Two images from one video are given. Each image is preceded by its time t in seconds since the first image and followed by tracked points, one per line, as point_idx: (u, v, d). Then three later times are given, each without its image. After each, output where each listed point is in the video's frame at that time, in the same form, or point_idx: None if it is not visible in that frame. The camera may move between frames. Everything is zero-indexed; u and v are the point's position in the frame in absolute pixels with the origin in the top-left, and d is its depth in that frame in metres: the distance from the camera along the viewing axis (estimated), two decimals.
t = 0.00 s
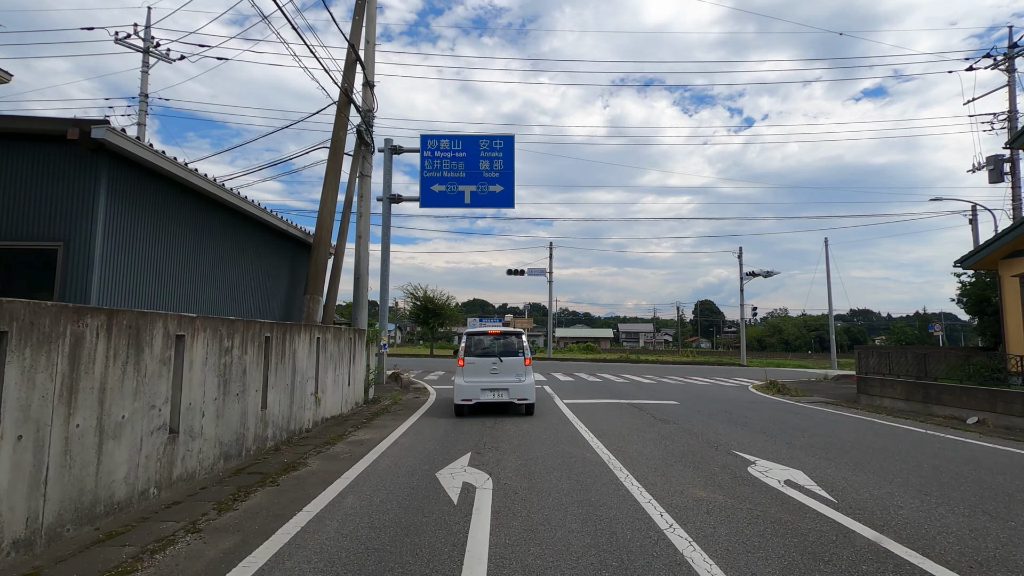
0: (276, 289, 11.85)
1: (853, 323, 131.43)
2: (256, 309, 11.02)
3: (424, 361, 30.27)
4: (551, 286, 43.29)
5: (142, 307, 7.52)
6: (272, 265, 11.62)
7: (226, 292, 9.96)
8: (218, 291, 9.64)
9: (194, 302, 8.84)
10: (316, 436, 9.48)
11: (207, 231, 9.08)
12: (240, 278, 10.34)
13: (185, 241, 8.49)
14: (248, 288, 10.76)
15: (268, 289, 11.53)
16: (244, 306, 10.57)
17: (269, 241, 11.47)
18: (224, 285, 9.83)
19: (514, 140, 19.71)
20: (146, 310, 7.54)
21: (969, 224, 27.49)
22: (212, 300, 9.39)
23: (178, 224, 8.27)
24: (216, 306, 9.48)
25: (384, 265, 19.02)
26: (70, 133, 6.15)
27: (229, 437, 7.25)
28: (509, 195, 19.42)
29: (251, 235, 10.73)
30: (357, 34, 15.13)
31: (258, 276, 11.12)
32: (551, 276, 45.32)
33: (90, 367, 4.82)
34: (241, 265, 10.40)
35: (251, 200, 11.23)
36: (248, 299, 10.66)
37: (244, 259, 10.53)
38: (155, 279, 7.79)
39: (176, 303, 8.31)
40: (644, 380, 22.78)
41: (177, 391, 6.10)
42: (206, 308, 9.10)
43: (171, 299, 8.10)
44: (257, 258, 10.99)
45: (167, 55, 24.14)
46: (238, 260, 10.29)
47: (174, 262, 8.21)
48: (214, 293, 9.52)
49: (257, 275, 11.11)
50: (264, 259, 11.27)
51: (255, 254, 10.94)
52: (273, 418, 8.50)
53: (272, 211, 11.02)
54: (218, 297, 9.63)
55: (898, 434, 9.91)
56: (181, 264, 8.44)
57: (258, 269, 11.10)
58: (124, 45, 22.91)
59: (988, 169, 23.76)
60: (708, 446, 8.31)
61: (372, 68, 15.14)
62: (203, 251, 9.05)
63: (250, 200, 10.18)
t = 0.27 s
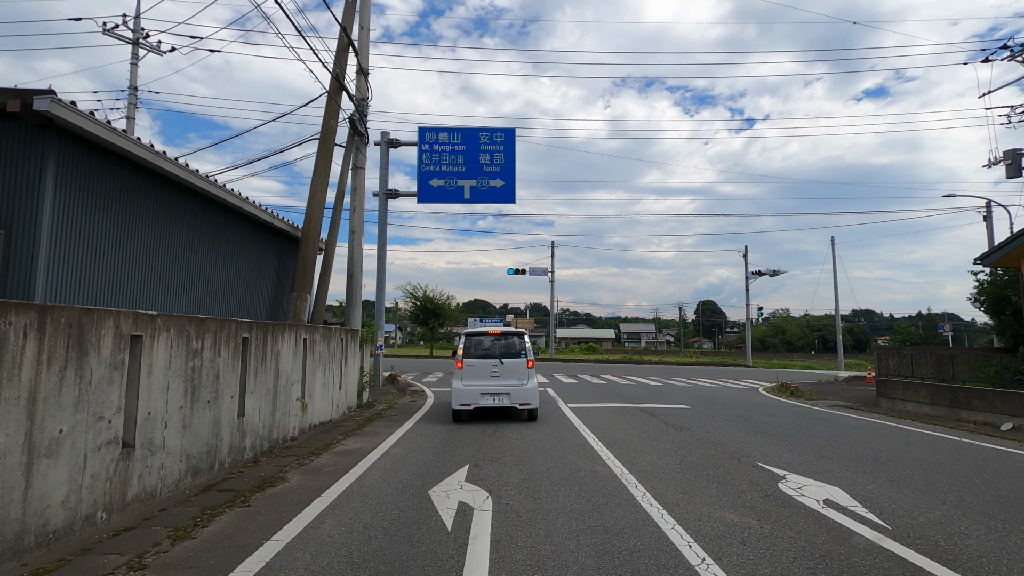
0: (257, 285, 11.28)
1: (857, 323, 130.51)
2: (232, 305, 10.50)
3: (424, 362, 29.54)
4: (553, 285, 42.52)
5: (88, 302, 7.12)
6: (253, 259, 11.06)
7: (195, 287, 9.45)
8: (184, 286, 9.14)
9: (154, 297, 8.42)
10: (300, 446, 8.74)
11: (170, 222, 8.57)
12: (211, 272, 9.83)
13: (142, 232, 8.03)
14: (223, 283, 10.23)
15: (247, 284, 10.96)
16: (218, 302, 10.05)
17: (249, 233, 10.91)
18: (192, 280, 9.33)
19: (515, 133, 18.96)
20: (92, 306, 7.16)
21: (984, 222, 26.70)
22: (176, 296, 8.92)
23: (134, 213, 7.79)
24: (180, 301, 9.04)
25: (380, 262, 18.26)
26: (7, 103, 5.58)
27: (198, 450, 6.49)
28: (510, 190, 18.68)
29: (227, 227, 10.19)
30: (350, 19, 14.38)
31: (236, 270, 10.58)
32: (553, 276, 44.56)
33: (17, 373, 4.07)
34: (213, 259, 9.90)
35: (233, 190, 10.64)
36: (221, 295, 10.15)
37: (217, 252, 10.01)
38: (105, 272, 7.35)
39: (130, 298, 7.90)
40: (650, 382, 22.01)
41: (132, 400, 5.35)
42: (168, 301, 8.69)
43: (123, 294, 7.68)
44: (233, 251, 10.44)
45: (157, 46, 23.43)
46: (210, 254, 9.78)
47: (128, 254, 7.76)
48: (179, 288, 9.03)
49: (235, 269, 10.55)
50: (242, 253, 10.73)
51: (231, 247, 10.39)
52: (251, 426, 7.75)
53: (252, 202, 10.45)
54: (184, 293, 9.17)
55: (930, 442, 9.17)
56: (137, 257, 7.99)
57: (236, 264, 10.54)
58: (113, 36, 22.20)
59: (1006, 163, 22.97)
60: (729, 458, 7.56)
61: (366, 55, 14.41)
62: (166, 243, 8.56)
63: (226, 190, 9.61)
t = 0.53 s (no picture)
0: (247, 281, 10.73)
1: (860, 322, 129.72)
2: (220, 303, 9.97)
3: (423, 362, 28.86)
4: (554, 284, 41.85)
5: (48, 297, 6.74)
6: (243, 255, 10.52)
7: (175, 282, 8.94)
8: (162, 281, 8.65)
9: (126, 293, 7.94)
10: (285, 454, 8.09)
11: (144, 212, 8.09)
12: (194, 267, 9.31)
13: (112, 223, 7.57)
14: (209, 279, 9.70)
15: (236, 281, 10.41)
16: (202, 298, 9.53)
17: (239, 227, 10.38)
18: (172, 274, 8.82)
19: (516, 125, 18.30)
20: (54, 302, 6.80)
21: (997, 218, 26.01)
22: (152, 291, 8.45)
23: (101, 202, 7.34)
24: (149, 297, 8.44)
25: (377, 259, 17.59)
26: None
27: (167, 462, 5.85)
28: (511, 184, 18.04)
29: (213, 220, 9.65)
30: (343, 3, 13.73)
31: (224, 266, 10.05)
32: (554, 274, 43.89)
33: None
34: (197, 253, 9.38)
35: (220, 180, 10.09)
36: (207, 291, 9.64)
37: (202, 246, 9.48)
38: (68, 264, 6.93)
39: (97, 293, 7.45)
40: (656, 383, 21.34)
41: (81, 407, 4.70)
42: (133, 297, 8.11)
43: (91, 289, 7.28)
44: (220, 245, 9.91)
45: (148, 38, 22.80)
46: (193, 247, 9.26)
47: (95, 246, 7.33)
48: (156, 283, 8.54)
49: (222, 265, 10.02)
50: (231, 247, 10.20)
51: (218, 241, 9.87)
52: (230, 434, 7.10)
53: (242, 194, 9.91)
54: (162, 289, 8.66)
55: (963, 449, 8.51)
56: (106, 249, 7.52)
57: (223, 258, 10.01)
58: (101, 27, 21.58)
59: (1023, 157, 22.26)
60: (751, 470, 6.90)
61: (360, 41, 13.76)
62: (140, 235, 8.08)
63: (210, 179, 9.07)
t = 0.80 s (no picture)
0: (235, 278, 10.24)
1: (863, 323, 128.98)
2: (205, 301, 9.47)
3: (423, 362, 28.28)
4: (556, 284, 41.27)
5: (13, 295, 6.28)
6: (230, 250, 10.02)
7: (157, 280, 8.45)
8: (143, 278, 8.16)
9: (102, 290, 7.46)
10: (269, 463, 7.54)
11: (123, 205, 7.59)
12: (177, 264, 8.81)
13: (86, 216, 7.09)
14: (194, 276, 9.20)
15: (223, 278, 9.90)
16: (187, 297, 9.05)
17: (227, 221, 9.88)
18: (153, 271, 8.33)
19: (518, 118, 17.74)
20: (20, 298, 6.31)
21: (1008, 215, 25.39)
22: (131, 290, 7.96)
23: (72, 194, 6.85)
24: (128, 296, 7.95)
25: (373, 256, 17.02)
26: None
27: (134, 475, 5.31)
28: (512, 179, 17.48)
29: (198, 214, 9.14)
30: None
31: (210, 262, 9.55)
32: (556, 274, 43.33)
33: None
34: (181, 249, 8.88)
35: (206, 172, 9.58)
36: (191, 289, 9.14)
37: (187, 241, 8.98)
38: (35, 261, 6.46)
39: (70, 290, 6.97)
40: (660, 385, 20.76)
41: (24, 417, 4.14)
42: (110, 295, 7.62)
43: (63, 286, 6.81)
44: (206, 240, 9.40)
45: (140, 30, 22.28)
46: (177, 242, 8.76)
47: (66, 240, 6.85)
48: (136, 281, 8.05)
49: (208, 261, 9.51)
50: (218, 242, 9.69)
51: (203, 235, 9.37)
52: (207, 442, 6.55)
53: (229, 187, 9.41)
54: (142, 287, 8.17)
55: (997, 458, 7.93)
56: (80, 244, 7.04)
57: (209, 254, 9.51)
58: (92, 19, 21.06)
59: None
60: (773, 483, 6.33)
61: (355, 29, 13.22)
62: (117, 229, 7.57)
63: (194, 171, 8.57)
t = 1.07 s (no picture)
0: (225, 278, 9.87)
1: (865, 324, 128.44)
2: (193, 303, 9.11)
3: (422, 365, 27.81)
4: (557, 285, 40.81)
5: None
6: (219, 249, 9.64)
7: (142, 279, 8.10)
8: (123, 278, 7.77)
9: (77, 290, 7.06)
10: (253, 474, 7.07)
11: (102, 201, 7.25)
12: (163, 263, 8.46)
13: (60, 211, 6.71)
14: (181, 275, 8.84)
15: (211, 278, 9.51)
16: (175, 297, 8.70)
17: (215, 220, 9.49)
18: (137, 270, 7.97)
19: (518, 114, 17.30)
20: None
21: (1019, 214, 24.89)
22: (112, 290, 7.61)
23: (44, 188, 6.47)
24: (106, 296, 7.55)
25: (370, 255, 16.56)
26: None
27: (99, 491, 4.84)
28: (512, 177, 17.04)
29: (185, 211, 8.79)
30: None
31: (198, 261, 9.18)
32: (557, 275, 42.86)
33: None
34: (167, 247, 8.53)
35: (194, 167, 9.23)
36: (177, 289, 8.78)
37: (173, 239, 8.62)
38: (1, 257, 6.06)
39: (41, 290, 6.58)
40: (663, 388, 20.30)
41: None
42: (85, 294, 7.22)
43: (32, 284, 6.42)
44: (194, 238, 9.04)
45: (133, 26, 21.85)
46: (162, 241, 8.40)
47: (37, 236, 6.47)
48: (116, 280, 7.67)
49: (196, 260, 9.14)
50: (206, 241, 9.32)
51: (191, 233, 9.00)
52: (185, 452, 6.09)
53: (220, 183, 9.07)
54: (121, 287, 7.76)
55: None
56: (52, 240, 6.66)
57: (197, 253, 9.14)
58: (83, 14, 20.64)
59: None
60: (795, 497, 5.86)
61: (350, 20, 12.79)
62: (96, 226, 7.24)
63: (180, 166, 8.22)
